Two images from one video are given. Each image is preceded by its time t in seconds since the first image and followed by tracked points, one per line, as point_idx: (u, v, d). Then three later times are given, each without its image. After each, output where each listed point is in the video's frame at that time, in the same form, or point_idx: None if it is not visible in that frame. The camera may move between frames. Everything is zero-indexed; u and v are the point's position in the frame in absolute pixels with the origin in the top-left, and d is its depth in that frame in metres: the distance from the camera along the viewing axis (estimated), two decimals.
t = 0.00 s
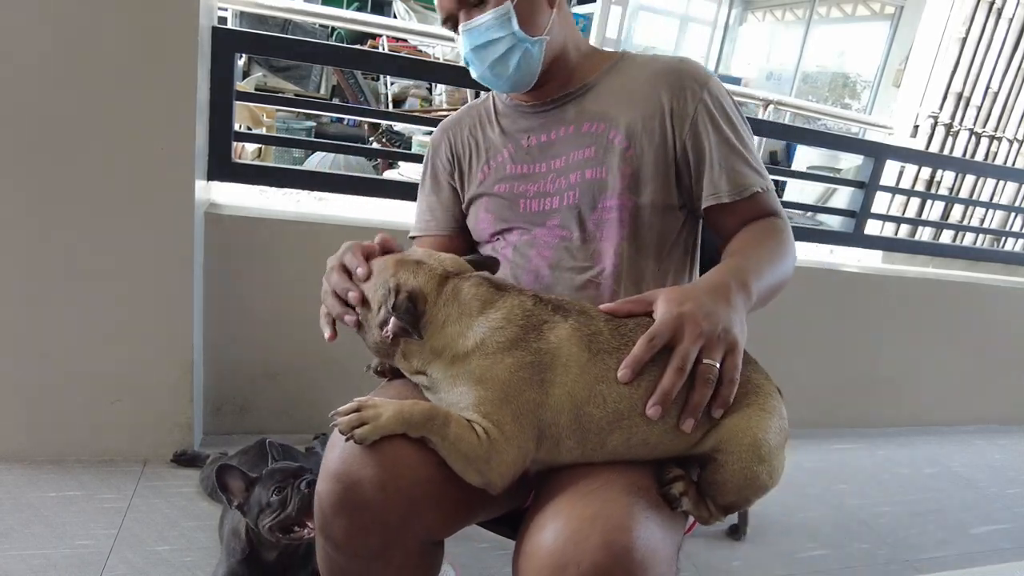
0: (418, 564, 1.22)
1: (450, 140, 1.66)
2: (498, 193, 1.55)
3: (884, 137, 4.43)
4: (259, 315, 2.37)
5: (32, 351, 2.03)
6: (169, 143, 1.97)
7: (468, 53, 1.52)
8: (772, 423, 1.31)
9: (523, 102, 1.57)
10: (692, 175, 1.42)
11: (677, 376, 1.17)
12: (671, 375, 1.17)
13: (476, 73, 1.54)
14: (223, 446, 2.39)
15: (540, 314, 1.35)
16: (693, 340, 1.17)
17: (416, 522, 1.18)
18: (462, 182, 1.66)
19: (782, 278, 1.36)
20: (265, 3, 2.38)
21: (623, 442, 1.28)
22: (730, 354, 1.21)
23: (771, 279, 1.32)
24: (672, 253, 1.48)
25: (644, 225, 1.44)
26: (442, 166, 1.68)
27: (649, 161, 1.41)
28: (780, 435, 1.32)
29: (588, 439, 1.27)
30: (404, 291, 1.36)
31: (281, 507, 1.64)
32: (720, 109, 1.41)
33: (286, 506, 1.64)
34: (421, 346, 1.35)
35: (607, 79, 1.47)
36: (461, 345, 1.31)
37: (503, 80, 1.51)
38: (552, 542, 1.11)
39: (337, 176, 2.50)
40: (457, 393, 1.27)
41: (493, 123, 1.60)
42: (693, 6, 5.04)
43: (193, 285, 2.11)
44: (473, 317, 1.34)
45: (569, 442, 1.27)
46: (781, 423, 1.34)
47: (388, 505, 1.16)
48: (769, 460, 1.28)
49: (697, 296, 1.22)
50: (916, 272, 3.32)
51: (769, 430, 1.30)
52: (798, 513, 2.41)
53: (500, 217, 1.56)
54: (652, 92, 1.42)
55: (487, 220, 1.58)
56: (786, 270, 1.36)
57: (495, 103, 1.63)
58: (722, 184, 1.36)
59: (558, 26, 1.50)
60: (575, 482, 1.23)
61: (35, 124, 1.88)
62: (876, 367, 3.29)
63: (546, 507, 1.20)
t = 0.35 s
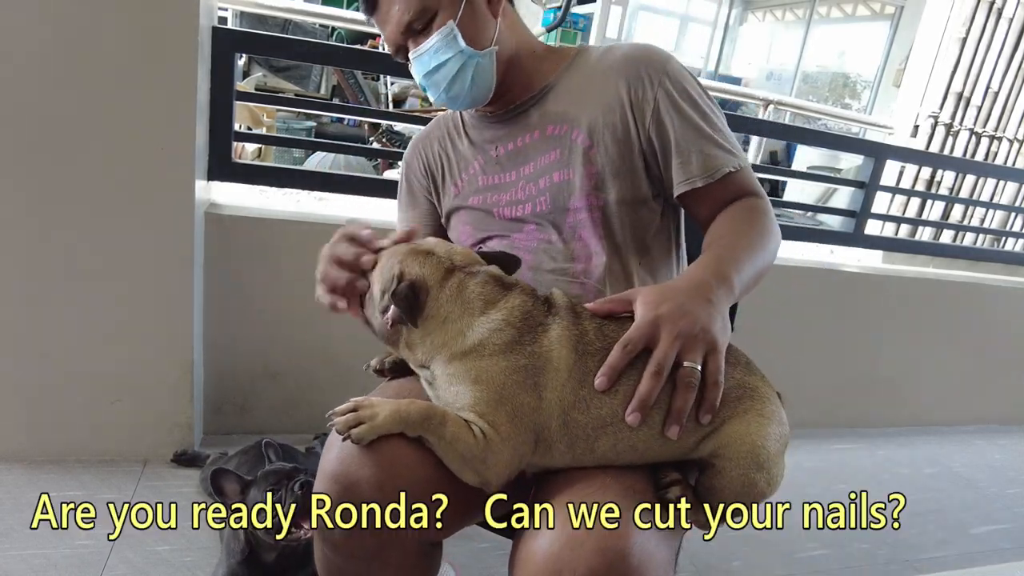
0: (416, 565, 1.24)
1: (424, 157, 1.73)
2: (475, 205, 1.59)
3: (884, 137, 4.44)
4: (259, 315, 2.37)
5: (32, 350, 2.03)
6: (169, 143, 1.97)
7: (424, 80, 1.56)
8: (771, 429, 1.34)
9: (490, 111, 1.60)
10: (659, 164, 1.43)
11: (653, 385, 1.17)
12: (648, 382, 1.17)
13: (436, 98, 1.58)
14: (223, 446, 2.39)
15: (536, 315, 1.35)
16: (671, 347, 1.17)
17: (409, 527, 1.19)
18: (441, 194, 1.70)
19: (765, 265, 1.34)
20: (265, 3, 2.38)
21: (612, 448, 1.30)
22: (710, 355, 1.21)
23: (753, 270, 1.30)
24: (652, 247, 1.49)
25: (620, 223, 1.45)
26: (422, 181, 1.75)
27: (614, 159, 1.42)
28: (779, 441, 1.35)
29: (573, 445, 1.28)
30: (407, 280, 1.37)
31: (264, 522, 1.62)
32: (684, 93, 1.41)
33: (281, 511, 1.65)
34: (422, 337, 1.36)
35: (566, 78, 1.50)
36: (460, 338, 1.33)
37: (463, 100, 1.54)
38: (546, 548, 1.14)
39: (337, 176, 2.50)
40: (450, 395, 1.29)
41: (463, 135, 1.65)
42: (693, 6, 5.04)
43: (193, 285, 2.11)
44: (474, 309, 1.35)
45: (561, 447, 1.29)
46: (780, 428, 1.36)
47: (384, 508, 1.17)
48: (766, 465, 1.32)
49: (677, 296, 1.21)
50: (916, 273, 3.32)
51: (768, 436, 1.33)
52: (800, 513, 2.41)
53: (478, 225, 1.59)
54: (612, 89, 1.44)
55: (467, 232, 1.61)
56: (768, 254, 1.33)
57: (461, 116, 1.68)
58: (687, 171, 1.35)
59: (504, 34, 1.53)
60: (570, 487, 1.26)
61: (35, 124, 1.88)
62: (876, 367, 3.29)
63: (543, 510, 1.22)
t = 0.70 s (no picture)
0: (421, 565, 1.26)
1: (415, 163, 1.74)
2: (465, 209, 1.61)
3: (884, 137, 4.44)
4: (260, 314, 2.38)
5: (32, 350, 2.03)
6: (169, 143, 1.97)
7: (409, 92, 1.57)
8: (770, 428, 1.34)
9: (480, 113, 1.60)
10: (644, 164, 1.42)
11: (637, 395, 1.18)
12: (632, 393, 1.18)
13: (423, 108, 1.60)
14: (223, 446, 2.39)
15: (528, 322, 1.35)
16: (654, 357, 1.17)
17: (409, 527, 1.20)
18: (434, 198, 1.72)
19: (759, 263, 1.32)
20: (265, 3, 2.38)
21: (607, 454, 1.30)
22: (699, 365, 1.20)
23: (747, 270, 1.29)
24: (646, 245, 1.49)
25: (610, 224, 1.46)
26: (414, 188, 1.76)
27: (598, 162, 1.42)
28: (779, 439, 1.35)
29: (569, 450, 1.29)
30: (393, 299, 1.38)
31: (265, 521, 1.65)
32: (669, 90, 1.39)
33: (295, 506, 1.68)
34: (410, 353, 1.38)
35: (549, 80, 1.50)
36: (445, 353, 1.33)
37: (450, 108, 1.56)
38: (547, 551, 1.14)
39: (337, 176, 2.50)
40: (446, 402, 1.30)
41: (451, 140, 1.66)
42: (693, 6, 5.03)
43: (193, 284, 2.11)
44: (458, 324, 1.34)
45: (557, 453, 1.30)
46: (779, 426, 1.36)
47: (383, 510, 1.18)
48: (767, 464, 1.32)
49: (667, 299, 1.20)
50: (916, 272, 3.31)
51: (767, 436, 1.33)
52: (800, 513, 2.41)
53: (472, 230, 1.61)
54: (594, 92, 1.43)
55: (460, 236, 1.63)
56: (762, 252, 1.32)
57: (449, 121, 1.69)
58: (674, 169, 1.34)
59: (487, 40, 1.54)
60: (570, 492, 1.26)
61: (35, 123, 1.88)
62: (876, 367, 3.29)
63: (543, 511, 1.23)
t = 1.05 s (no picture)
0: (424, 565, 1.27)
1: (414, 162, 1.74)
2: (464, 209, 1.61)
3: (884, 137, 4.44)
4: (260, 315, 2.38)
5: (32, 350, 2.03)
6: (169, 143, 1.97)
7: (411, 90, 1.56)
8: (767, 422, 1.34)
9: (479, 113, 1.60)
10: (641, 165, 1.42)
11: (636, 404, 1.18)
12: (630, 402, 1.18)
13: (424, 107, 1.59)
14: (223, 446, 2.39)
15: (527, 323, 1.35)
16: (654, 368, 1.17)
17: (409, 527, 1.20)
18: (432, 197, 1.71)
19: (758, 267, 1.32)
20: (265, 3, 2.38)
21: (604, 455, 1.31)
22: (697, 374, 1.19)
23: (746, 275, 1.28)
24: (645, 246, 1.49)
25: (609, 225, 1.46)
26: (413, 186, 1.76)
27: (597, 162, 1.43)
28: (777, 432, 1.35)
29: (569, 452, 1.30)
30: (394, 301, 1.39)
31: (265, 521, 1.69)
32: (669, 91, 1.39)
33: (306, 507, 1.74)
34: (411, 354, 1.38)
35: (548, 80, 1.50)
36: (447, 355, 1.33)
37: (452, 107, 1.55)
38: (550, 550, 1.14)
39: (337, 177, 2.50)
40: (447, 403, 1.31)
41: (451, 139, 1.66)
42: (693, 6, 5.02)
43: (193, 284, 2.11)
44: (457, 325, 1.34)
45: (557, 454, 1.30)
46: (776, 419, 1.37)
47: (383, 510, 1.18)
48: (764, 456, 1.32)
49: (669, 306, 1.19)
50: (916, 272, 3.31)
51: (764, 428, 1.33)
52: (800, 513, 2.41)
53: (471, 231, 1.61)
54: (593, 93, 1.43)
55: (459, 235, 1.63)
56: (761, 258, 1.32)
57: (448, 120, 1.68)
58: (673, 170, 1.33)
59: (489, 39, 1.54)
60: (570, 492, 1.27)
61: (35, 123, 1.88)
62: (876, 367, 3.29)
63: (543, 510, 1.24)
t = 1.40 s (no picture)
0: (424, 566, 1.27)
1: (414, 161, 1.74)
2: (463, 208, 1.62)
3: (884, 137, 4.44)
4: (260, 315, 2.38)
5: (32, 350, 2.03)
6: (169, 143, 1.97)
7: (411, 91, 1.56)
8: (772, 427, 1.34)
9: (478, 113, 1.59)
10: (639, 166, 1.42)
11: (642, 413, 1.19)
12: (636, 412, 1.19)
13: (425, 107, 1.59)
14: (223, 445, 2.39)
15: (528, 322, 1.36)
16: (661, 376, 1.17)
17: (409, 527, 1.20)
18: (432, 196, 1.71)
19: (761, 271, 1.32)
20: (265, 3, 2.38)
21: (606, 460, 1.30)
22: (703, 383, 1.20)
23: (750, 278, 1.28)
24: (644, 247, 1.49)
25: (609, 226, 1.46)
26: (413, 186, 1.76)
27: (595, 163, 1.43)
28: (781, 438, 1.36)
29: (571, 455, 1.30)
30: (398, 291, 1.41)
31: (265, 521, 1.70)
32: (668, 92, 1.39)
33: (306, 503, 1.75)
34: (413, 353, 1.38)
35: (548, 81, 1.50)
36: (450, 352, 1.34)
37: (454, 108, 1.55)
38: (554, 553, 1.14)
39: (337, 176, 2.50)
40: (446, 404, 1.31)
41: (451, 139, 1.66)
42: (693, 5, 5.00)
43: (193, 284, 2.11)
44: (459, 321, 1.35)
45: (558, 457, 1.31)
46: (781, 425, 1.37)
47: (383, 510, 1.19)
48: (769, 462, 1.33)
49: (673, 313, 1.19)
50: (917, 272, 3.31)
51: (770, 434, 1.33)
52: (800, 513, 2.41)
53: (472, 231, 1.61)
54: (592, 95, 1.43)
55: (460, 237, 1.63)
56: (762, 260, 1.32)
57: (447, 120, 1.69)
58: (673, 171, 1.33)
59: (489, 39, 1.54)
60: (573, 495, 1.27)
61: (35, 123, 1.88)
62: (876, 367, 3.29)
63: (544, 511, 1.25)
